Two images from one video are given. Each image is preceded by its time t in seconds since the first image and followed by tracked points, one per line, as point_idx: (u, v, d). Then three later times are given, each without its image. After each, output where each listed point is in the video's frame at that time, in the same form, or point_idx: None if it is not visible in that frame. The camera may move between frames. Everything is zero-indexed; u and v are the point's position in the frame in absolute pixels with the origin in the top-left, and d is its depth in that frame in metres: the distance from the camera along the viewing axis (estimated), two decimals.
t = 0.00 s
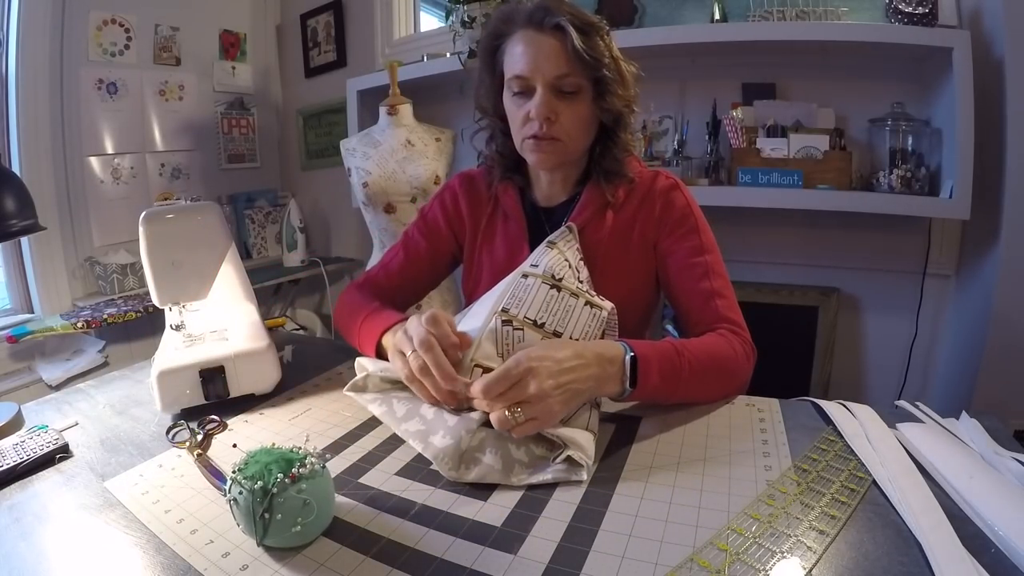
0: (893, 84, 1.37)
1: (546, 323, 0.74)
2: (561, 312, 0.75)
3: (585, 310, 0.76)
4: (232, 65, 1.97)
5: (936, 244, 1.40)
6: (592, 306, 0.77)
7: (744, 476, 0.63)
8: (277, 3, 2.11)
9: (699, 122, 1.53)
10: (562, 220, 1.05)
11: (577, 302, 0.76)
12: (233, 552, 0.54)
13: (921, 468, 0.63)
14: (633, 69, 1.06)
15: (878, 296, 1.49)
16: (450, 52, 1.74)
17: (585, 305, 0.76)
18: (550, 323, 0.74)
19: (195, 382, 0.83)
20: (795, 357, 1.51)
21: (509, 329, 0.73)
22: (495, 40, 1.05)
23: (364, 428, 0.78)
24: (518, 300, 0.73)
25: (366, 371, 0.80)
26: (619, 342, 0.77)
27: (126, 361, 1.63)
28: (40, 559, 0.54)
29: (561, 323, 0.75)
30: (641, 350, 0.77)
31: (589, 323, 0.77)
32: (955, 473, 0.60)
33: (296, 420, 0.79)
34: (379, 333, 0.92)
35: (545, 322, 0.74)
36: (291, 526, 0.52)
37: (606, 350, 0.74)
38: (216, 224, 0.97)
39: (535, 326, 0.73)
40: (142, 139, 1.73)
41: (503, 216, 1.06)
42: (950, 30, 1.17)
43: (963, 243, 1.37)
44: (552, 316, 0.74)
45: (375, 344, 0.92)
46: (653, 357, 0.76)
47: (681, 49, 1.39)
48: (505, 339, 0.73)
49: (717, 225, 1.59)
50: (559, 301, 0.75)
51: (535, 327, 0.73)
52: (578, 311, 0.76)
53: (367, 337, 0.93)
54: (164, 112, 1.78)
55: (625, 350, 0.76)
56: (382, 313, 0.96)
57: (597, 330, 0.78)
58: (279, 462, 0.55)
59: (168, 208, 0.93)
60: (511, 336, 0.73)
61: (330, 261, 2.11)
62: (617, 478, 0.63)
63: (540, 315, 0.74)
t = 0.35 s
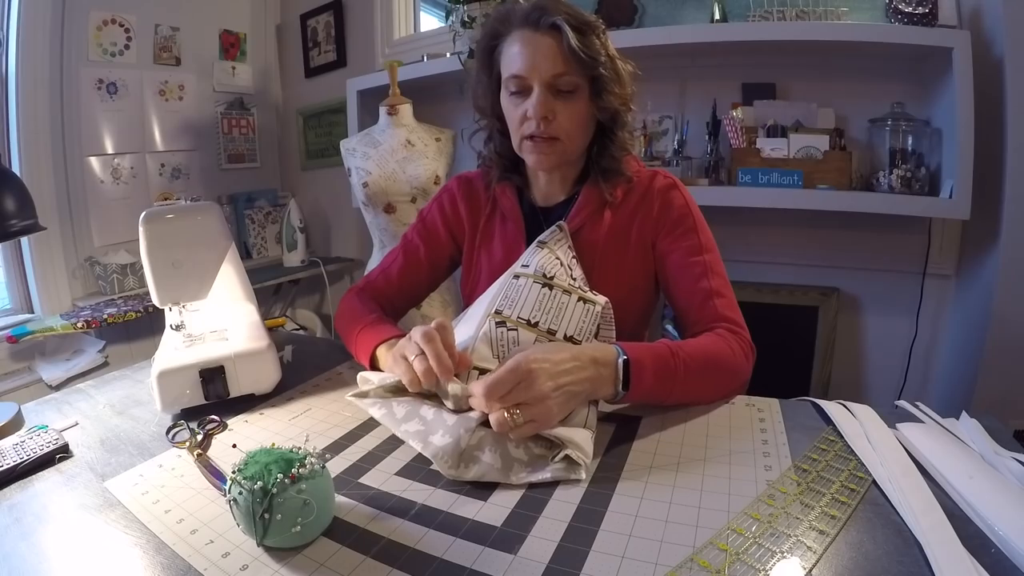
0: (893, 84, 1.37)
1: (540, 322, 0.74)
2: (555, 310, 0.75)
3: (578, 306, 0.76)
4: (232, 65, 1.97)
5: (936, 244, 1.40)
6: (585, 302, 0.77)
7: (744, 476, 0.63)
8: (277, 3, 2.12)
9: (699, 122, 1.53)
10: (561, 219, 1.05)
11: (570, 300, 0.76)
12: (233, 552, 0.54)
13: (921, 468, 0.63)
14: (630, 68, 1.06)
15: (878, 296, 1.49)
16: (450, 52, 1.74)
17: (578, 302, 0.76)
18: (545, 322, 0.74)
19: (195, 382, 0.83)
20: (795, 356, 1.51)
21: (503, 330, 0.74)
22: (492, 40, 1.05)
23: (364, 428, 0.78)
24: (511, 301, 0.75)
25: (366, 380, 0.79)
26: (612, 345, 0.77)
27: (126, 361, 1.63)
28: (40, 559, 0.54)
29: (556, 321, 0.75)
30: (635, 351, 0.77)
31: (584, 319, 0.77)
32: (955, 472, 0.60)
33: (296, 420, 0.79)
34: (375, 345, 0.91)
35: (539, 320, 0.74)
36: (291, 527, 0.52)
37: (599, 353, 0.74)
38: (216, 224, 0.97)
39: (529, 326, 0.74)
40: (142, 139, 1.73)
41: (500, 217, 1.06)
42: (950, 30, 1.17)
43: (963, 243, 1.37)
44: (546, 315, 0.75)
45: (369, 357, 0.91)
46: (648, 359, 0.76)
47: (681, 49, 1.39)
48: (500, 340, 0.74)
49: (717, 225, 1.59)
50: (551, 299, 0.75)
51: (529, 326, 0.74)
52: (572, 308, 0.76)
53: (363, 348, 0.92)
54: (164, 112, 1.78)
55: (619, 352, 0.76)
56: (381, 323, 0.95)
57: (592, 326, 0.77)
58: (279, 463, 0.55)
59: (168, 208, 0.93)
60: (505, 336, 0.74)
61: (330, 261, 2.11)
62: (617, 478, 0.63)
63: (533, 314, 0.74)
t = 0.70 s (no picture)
0: (893, 84, 1.37)
1: (538, 320, 0.74)
2: (553, 308, 0.75)
3: (577, 303, 0.76)
4: (232, 65, 1.97)
5: (936, 244, 1.40)
6: (584, 300, 0.77)
7: (744, 476, 0.63)
8: (277, 4, 2.12)
9: (699, 122, 1.53)
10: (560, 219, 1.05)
11: (568, 297, 0.76)
12: (233, 553, 0.54)
13: (921, 468, 0.63)
14: (627, 66, 1.06)
15: (878, 296, 1.49)
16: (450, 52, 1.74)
17: (576, 299, 0.76)
18: (543, 321, 0.74)
19: (195, 382, 0.83)
20: (795, 357, 1.51)
21: (502, 329, 0.74)
22: (491, 41, 1.04)
23: (364, 428, 0.78)
24: (509, 300, 0.75)
25: (366, 381, 0.78)
26: (612, 342, 0.77)
27: (126, 361, 1.63)
28: (40, 559, 0.54)
29: (555, 319, 0.75)
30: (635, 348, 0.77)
31: (582, 317, 0.76)
32: (955, 472, 0.60)
33: (296, 420, 0.79)
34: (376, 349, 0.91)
35: (537, 319, 0.74)
36: (291, 527, 0.52)
37: (598, 348, 0.74)
38: (216, 224, 0.97)
39: (528, 324, 0.74)
40: (142, 139, 1.73)
41: (500, 217, 1.06)
42: (950, 30, 1.17)
43: (963, 243, 1.37)
44: (544, 314, 0.74)
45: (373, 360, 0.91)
46: (648, 355, 0.76)
47: (681, 49, 1.39)
48: (499, 339, 0.74)
49: (717, 225, 1.59)
50: (549, 298, 0.75)
51: (527, 325, 0.74)
52: (570, 305, 0.76)
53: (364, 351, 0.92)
54: (164, 112, 1.78)
55: (619, 350, 0.76)
56: (382, 326, 0.96)
57: (591, 323, 0.77)
58: (279, 462, 0.55)
59: (168, 208, 0.93)
60: (505, 336, 0.74)
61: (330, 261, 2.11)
62: (618, 478, 0.63)
63: (531, 313, 0.74)
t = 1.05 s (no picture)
0: (893, 84, 1.37)
1: (540, 317, 0.74)
2: (555, 306, 0.75)
3: (579, 302, 0.76)
4: (232, 65, 1.98)
5: (936, 245, 1.40)
6: (586, 298, 0.76)
7: (744, 476, 0.63)
8: (277, 4, 2.12)
9: (699, 122, 1.53)
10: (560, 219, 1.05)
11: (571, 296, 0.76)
12: (233, 552, 0.54)
13: (921, 469, 0.63)
14: (627, 66, 1.05)
15: (878, 296, 1.49)
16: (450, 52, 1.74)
17: (579, 297, 0.76)
18: (546, 319, 0.74)
19: (195, 382, 0.83)
20: (795, 357, 1.51)
21: (504, 325, 0.74)
22: (491, 41, 1.04)
23: (364, 428, 0.78)
24: (511, 298, 0.74)
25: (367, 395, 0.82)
26: (631, 348, 0.77)
27: (126, 361, 1.63)
28: (40, 560, 0.54)
29: (558, 318, 0.75)
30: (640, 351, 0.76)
31: (584, 315, 0.76)
32: (955, 472, 0.60)
33: (296, 421, 0.79)
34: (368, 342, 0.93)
35: (539, 316, 0.74)
36: (291, 527, 0.52)
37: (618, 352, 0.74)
38: (216, 224, 0.97)
39: (530, 321, 0.74)
40: (142, 138, 1.73)
41: (500, 217, 1.06)
42: (950, 30, 1.17)
43: (963, 243, 1.37)
44: (547, 312, 0.74)
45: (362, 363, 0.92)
46: (667, 363, 0.75)
47: (681, 49, 1.39)
48: (500, 336, 0.74)
49: (717, 225, 1.59)
50: (552, 295, 0.75)
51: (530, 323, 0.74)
52: (573, 304, 0.76)
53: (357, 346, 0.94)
54: (164, 112, 1.78)
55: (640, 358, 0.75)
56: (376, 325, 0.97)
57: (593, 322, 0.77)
58: (279, 462, 0.55)
59: (168, 208, 0.93)
60: (506, 333, 0.73)
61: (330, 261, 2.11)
62: (618, 478, 0.63)
63: (534, 309, 0.74)
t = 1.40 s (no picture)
0: (893, 84, 1.37)
1: (541, 313, 0.74)
2: (557, 302, 0.75)
3: (581, 299, 0.76)
4: (232, 65, 1.98)
5: (936, 245, 1.40)
6: (588, 295, 0.76)
7: (744, 476, 0.63)
8: (277, 4, 2.12)
9: (699, 122, 1.53)
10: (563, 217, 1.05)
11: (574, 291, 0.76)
12: (233, 553, 0.54)
13: (921, 468, 0.63)
14: (629, 67, 1.06)
15: (878, 296, 1.49)
16: (450, 52, 1.74)
17: (581, 295, 0.76)
18: (548, 314, 0.74)
19: (195, 382, 0.83)
20: (794, 357, 1.51)
21: (505, 320, 0.74)
22: (495, 41, 1.05)
23: (364, 428, 0.78)
24: (513, 293, 0.75)
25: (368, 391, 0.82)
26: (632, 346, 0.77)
27: (126, 361, 1.63)
28: (40, 560, 0.54)
29: (560, 313, 0.75)
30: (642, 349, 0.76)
31: (586, 312, 0.76)
32: (955, 473, 0.60)
33: (297, 421, 0.79)
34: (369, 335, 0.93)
35: (540, 312, 0.74)
36: (291, 527, 0.52)
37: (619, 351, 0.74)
38: (216, 224, 0.97)
39: (531, 317, 0.74)
40: (142, 139, 1.73)
41: (503, 216, 1.06)
42: (950, 30, 1.17)
43: (963, 243, 1.37)
44: (549, 306, 0.74)
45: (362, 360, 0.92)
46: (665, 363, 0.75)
47: (681, 49, 1.39)
48: (502, 331, 0.74)
49: (717, 225, 1.59)
50: (554, 292, 0.75)
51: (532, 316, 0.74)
52: (574, 301, 0.76)
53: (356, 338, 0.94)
54: (164, 112, 1.78)
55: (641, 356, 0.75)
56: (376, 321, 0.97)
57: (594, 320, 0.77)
58: (279, 463, 0.55)
59: (168, 208, 0.93)
60: (507, 327, 0.74)
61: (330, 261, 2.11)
62: (618, 478, 0.63)
63: (535, 305, 0.74)
